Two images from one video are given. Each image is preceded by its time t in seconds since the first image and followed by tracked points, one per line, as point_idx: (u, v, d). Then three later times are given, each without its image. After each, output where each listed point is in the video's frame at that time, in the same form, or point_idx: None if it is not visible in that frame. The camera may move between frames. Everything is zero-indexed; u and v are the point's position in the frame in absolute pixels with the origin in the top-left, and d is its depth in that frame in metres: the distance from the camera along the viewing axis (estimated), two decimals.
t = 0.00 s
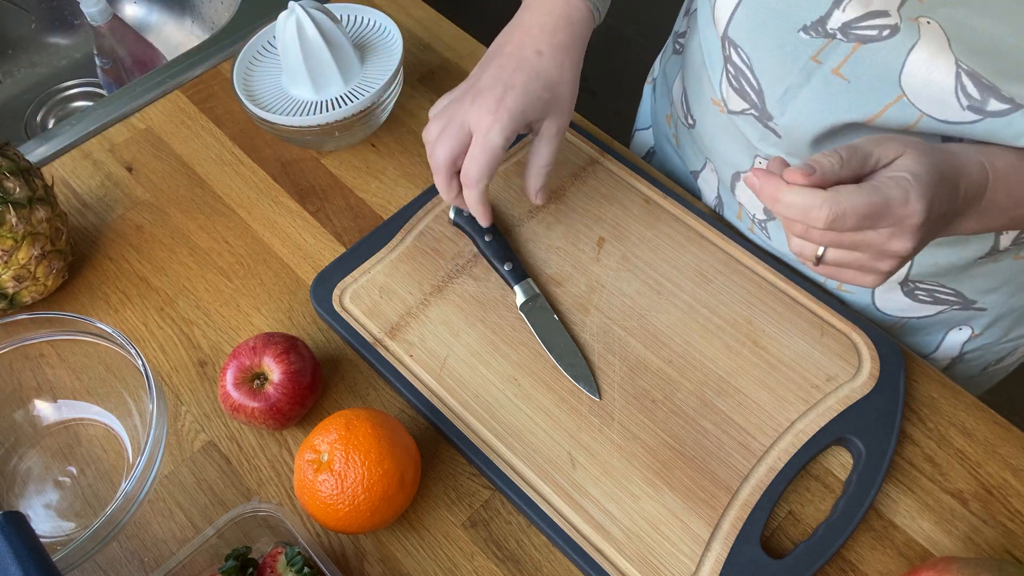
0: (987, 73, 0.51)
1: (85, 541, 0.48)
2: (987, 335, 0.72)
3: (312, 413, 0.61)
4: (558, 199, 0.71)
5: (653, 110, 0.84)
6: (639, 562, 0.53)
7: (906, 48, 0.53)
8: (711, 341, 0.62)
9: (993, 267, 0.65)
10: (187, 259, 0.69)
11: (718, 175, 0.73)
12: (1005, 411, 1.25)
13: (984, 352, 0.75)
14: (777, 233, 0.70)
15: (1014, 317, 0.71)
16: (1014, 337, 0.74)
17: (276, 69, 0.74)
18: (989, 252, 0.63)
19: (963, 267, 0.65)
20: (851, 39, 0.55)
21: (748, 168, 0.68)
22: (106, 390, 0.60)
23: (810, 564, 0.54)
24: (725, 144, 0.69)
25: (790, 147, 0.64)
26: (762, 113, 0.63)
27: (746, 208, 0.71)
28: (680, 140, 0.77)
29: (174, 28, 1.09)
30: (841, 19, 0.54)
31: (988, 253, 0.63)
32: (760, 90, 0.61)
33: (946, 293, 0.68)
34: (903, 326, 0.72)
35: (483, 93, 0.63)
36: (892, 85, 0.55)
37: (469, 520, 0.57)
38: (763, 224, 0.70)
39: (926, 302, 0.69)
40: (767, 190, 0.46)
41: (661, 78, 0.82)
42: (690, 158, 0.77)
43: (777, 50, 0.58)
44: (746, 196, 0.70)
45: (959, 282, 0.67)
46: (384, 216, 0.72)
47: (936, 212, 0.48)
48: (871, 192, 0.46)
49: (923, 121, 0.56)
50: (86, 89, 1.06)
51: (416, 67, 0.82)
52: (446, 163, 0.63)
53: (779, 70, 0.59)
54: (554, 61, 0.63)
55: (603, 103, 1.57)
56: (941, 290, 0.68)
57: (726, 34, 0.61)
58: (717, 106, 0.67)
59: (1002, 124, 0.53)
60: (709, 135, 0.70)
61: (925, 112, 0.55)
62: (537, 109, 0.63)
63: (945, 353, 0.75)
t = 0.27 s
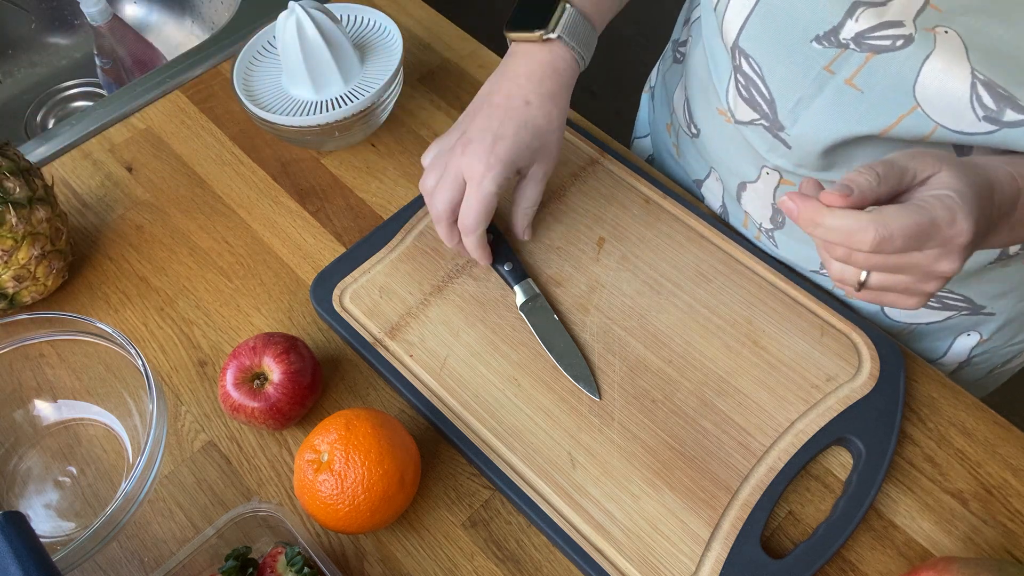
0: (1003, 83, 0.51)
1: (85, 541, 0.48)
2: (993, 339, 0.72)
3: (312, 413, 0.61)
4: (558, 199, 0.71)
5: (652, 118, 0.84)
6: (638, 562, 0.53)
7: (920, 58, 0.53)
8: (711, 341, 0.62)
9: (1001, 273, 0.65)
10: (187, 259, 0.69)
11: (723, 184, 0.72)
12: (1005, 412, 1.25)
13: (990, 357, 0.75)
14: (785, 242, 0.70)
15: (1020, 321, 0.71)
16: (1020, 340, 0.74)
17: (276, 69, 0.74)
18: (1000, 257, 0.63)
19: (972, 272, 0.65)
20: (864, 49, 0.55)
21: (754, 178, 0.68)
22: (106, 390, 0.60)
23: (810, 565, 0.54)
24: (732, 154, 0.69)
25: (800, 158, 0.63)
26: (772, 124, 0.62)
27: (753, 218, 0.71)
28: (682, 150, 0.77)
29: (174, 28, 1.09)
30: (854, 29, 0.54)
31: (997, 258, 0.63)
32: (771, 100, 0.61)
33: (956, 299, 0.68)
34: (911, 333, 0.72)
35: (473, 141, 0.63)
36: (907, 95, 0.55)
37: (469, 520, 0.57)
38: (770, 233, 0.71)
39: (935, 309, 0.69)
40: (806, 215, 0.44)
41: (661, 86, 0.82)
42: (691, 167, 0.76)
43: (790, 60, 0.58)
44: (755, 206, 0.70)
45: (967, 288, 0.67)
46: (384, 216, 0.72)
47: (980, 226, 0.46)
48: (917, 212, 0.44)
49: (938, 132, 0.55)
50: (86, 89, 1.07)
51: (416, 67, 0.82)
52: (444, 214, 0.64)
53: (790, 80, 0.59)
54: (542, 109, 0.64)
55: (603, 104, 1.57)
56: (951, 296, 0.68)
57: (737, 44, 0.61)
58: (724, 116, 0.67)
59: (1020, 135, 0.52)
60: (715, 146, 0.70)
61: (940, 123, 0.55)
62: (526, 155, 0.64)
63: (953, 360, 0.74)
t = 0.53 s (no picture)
0: (1008, 85, 0.51)
1: (85, 541, 0.48)
2: (997, 342, 0.72)
3: (312, 414, 0.61)
4: (558, 198, 0.71)
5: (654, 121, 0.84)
6: (638, 562, 0.53)
7: (924, 61, 0.53)
8: (711, 341, 0.62)
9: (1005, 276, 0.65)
10: (187, 259, 0.69)
11: (727, 186, 0.72)
12: (1005, 412, 1.25)
13: (993, 360, 0.75)
14: (788, 244, 0.70)
15: None
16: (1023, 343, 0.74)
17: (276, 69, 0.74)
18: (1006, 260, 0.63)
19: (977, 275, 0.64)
20: (868, 52, 0.55)
21: (757, 182, 0.68)
22: (106, 390, 0.60)
23: (810, 565, 0.54)
24: (735, 157, 0.69)
25: (803, 161, 0.63)
26: (775, 126, 0.62)
27: (756, 220, 0.71)
28: (685, 151, 0.77)
29: (174, 28, 1.09)
30: (857, 32, 0.54)
31: (1002, 261, 0.63)
32: (775, 102, 0.61)
33: (961, 302, 0.68)
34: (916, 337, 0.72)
35: (476, 155, 0.64)
36: (911, 98, 0.55)
37: (469, 520, 0.57)
38: (774, 236, 0.70)
39: (939, 313, 0.69)
40: (808, 217, 0.45)
41: (663, 87, 0.82)
42: (694, 170, 0.76)
43: (793, 63, 0.58)
44: (758, 208, 0.70)
45: (971, 291, 0.67)
46: (384, 216, 0.72)
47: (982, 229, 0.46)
48: (919, 215, 0.44)
49: (942, 134, 0.55)
50: (86, 89, 1.07)
51: (416, 67, 0.82)
52: (450, 229, 0.64)
53: (793, 82, 0.59)
54: (543, 126, 0.65)
55: (603, 104, 1.57)
56: (956, 300, 0.67)
57: (740, 47, 0.61)
58: (728, 118, 0.67)
59: None
60: (718, 148, 0.70)
61: (944, 126, 0.55)
62: (527, 171, 0.65)
63: (956, 363, 0.74)
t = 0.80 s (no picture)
0: (1010, 88, 0.51)
1: (85, 541, 0.48)
2: (998, 344, 0.72)
3: (312, 413, 0.61)
4: (558, 199, 0.71)
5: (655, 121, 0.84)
6: (638, 562, 0.53)
7: (927, 63, 0.53)
8: (711, 341, 0.62)
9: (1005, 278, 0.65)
10: (186, 259, 0.69)
11: (727, 187, 0.72)
12: (1005, 412, 1.25)
13: (995, 361, 0.75)
14: (787, 243, 0.70)
15: None
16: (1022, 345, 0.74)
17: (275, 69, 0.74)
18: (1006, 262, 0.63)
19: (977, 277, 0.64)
20: (870, 53, 0.55)
21: (759, 182, 0.68)
22: (106, 390, 0.60)
23: (810, 565, 0.54)
24: (736, 157, 0.68)
25: (805, 161, 0.62)
26: (777, 126, 0.62)
27: (757, 220, 0.71)
28: (685, 151, 0.77)
29: (174, 28, 1.09)
30: (860, 33, 0.54)
31: (1002, 264, 0.63)
32: (777, 102, 0.61)
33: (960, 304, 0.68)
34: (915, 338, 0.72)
35: (467, 122, 0.66)
36: (913, 99, 0.54)
37: (469, 520, 0.57)
38: (774, 236, 0.70)
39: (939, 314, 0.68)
40: (816, 229, 0.45)
41: (664, 87, 0.82)
42: (695, 170, 0.76)
43: (795, 63, 0.58)
44: (759, 208, 0.70)
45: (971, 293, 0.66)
46: (384, 216, 0.72)
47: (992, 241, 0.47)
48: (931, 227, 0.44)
49: (944, 136, 0.55)
50: (86, 89, 1.07)
51: (415, 67, 0.82)
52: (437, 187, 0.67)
53: (796, 83, 0.59)
54: (536, 102, 0.66)
55: (602, 104, 1.57)
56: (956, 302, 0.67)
57: (742, 46, 0.61)
58: (728, 119, 0.67)
59: None
60: (718, 148, 0.70)
61: (947, 128, 0.55)
62: (513, 145, 0.66)
63: (956, 364, 0.75)
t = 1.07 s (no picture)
0: (1005, 90, 0.51)
1: (85, 541, 0.48)
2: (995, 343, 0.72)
3: (312, 413, 0.61)
4: (558, 199, 0.71)
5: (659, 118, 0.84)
6: (639, 562, 0.53)
7: (925, 63, 0.53)
8: (712, 341, 0.62)
9: (1003, 279, 0.64)
10: (187, 259, 0.69)
11: (726, 183, 0.72)
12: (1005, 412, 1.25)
13: (993, 360, 0.75)
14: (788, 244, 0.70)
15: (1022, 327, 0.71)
16: (1016, 345, 0.74)
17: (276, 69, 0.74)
18: (1001, 261, 0.62)
19: (974, 278, 0.64)
20: (869, 53, 0.55)
21: (756, 178, 0.67)
22: (106, 390, 0.60)
23: (810, 564, 0.54)
24: (736, 155, 0.68)
25: (802, 158, 0.62)
26: (774, 122, 0.62)
27: (755, 217, 0.71)
28: (686, 147, 0.77)
29: (174, 28, 1.09)
30: (860, 32, 0.55)
31: (1000, 264, 0.63)
32: (775, 99, 0.60)
33: (957, 303, 0.67)
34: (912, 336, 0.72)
35: (442, 88, 0.67)
36: (910, 100, 0.54)
37: (469, 520, 0.57)
38: (772, 233, 0.70)
39: (935, 313, 0.68)
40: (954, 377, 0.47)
41: (667, 85, 0.81)
42: (696, 167, 0.76)
43: (795, 60, 0.58)
44: (757, 206, 0.69)
45: (968, 293, 0.66)
46: (384, 216, 0.72)
47: None
48: None
49: (939, 137, 0.54)
50: (86, 89, 1.07)
51: (416, 67, 0.82)
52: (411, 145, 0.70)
53: (794, 79, 0.59)
54: (509, 77, 0.67)
55: (603, 104, 1.57)
56: (952, 301, 0.67)
57: (742, 42, 0.61)
58: (727, 116, 0.67)
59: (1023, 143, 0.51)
60: (720, 147, 0.70)
61: (942, 128, 0.54)
62: (482, 117, 0.67)
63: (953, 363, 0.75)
